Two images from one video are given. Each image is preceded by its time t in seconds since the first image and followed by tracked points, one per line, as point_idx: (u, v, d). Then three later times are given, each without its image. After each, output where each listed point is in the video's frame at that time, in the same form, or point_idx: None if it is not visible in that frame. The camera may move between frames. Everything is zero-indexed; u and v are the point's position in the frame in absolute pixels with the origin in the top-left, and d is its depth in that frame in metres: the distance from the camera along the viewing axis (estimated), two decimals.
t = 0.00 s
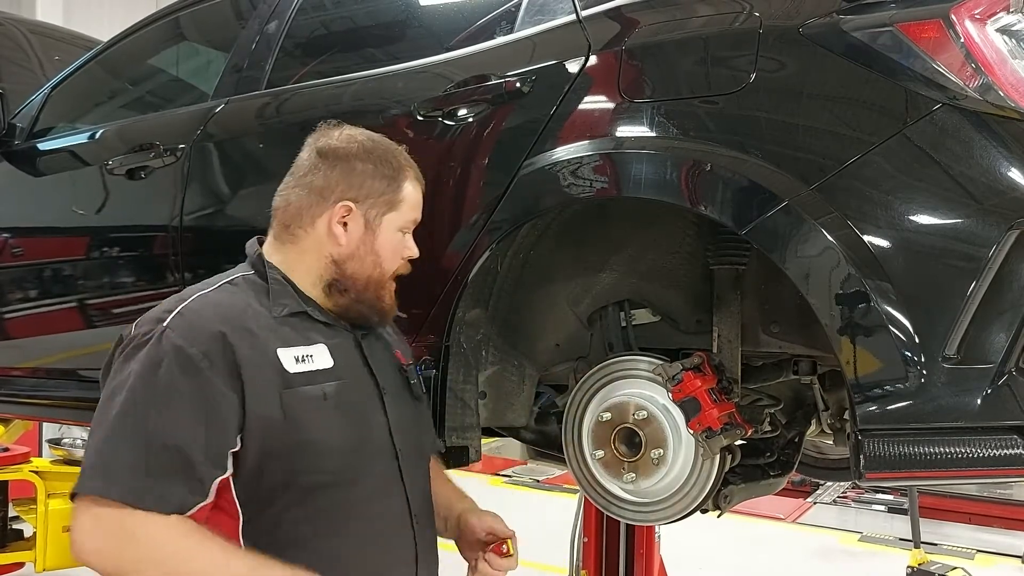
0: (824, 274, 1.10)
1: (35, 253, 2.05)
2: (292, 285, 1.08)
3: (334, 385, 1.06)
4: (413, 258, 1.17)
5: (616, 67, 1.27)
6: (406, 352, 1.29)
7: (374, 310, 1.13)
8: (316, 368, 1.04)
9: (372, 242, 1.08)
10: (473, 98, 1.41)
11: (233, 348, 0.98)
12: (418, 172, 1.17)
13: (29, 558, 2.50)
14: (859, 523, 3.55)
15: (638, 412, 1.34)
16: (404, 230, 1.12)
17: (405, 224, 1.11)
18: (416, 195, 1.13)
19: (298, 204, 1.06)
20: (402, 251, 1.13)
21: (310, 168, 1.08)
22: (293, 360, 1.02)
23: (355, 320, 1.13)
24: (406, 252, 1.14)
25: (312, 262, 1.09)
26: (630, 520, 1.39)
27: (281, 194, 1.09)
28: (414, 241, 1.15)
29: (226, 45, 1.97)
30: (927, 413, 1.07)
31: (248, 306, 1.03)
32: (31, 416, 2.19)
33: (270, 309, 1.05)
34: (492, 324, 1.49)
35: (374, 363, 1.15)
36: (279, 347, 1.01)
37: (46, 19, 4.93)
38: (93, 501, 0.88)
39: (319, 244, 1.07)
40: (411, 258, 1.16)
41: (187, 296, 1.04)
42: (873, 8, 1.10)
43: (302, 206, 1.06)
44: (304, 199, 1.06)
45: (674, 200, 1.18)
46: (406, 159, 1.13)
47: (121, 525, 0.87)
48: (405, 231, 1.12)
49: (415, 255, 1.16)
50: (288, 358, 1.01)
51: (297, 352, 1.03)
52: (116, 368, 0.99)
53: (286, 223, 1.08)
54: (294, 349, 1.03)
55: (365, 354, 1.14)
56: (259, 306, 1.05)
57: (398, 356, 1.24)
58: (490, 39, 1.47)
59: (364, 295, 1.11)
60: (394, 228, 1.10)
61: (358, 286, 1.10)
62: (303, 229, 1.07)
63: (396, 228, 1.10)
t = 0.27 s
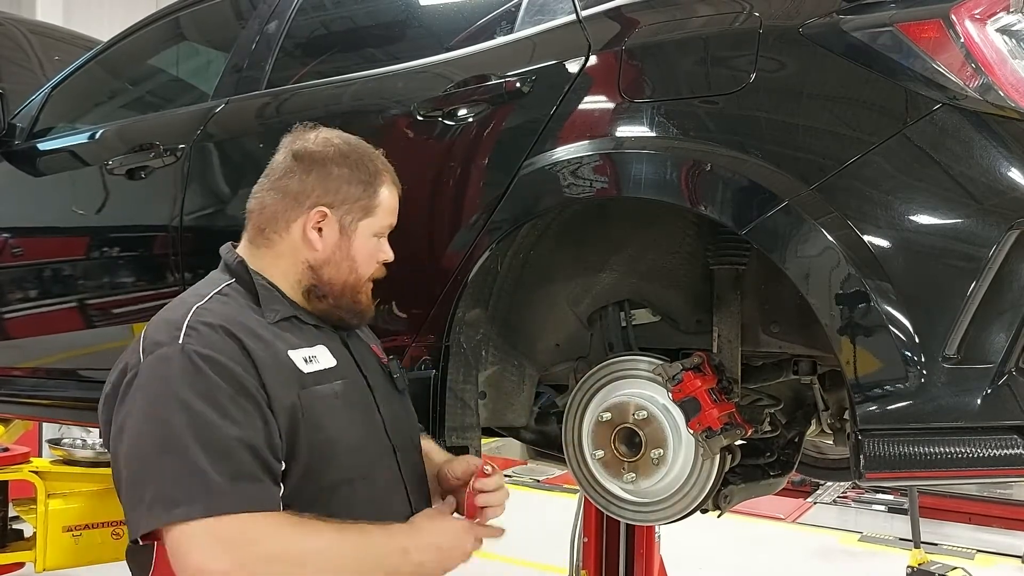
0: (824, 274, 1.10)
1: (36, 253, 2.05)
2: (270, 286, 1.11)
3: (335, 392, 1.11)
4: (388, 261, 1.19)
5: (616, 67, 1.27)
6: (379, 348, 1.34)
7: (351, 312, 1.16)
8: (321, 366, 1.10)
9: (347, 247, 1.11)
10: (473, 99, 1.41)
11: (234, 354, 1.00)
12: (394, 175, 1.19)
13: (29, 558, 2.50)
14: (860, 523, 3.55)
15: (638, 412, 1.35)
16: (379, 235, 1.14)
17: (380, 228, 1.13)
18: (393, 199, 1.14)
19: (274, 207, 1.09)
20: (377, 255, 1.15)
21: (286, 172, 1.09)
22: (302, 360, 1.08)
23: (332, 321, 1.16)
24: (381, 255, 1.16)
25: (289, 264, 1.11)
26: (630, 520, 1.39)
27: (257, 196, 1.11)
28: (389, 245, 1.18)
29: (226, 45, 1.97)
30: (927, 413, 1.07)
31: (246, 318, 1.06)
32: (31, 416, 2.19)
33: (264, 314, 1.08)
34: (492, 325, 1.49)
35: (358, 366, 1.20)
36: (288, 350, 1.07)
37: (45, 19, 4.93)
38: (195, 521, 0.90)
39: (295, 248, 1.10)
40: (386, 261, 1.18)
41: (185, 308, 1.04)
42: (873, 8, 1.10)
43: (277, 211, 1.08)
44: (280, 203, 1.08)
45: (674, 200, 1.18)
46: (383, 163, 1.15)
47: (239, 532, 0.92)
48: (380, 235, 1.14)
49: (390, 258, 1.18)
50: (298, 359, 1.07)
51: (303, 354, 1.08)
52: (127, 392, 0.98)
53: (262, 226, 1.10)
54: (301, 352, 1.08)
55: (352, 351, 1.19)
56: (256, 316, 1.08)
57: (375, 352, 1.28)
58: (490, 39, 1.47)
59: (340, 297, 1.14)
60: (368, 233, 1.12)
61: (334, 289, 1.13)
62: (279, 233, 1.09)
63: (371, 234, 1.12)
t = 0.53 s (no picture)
0: (824, 274, 1.10)
1: (36, 253, 2.05)
2: (263, 305, 1.10)
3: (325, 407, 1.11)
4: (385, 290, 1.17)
5: (616, 67, 1.27)
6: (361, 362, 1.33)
7: (341, 338, 1.16)
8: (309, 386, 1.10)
9: (345, 282, 1.09)
10: (473, 99, 1.41)
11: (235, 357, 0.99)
12: (402, 204, 1.15)
13: (29, 558, 2.50)
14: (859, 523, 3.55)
15: (638, 413, 1.35)
16: (379, 271, 1.11)
17: (381, 266, 1.11)
18: (397, 236, 1.11)
19: (277, 233, 1.05)
20: (373, 288, 1.14)
21: (294, 198, 1.05)
22: (291, 382, 1.07)
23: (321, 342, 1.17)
24: (377, 287, 1.14)
25: (284, 287, 1.10)
26: (629, 520, 1.39)
27: (261, 217, 1.07)
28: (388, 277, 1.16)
29: (226, 45, 1.97)
30: (927, 413, 1.07)
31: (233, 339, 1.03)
32: (31, 416, 2.19)
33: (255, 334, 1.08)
34: (492, 325, 1.49)
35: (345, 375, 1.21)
36: (278, 372, 1.06)
37: (45, 19, 4.93)
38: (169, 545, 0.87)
39: (293, 277, 1.08)
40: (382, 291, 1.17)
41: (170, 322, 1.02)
42: (873, 8, 1.10)
43: (280, 241, 1.05)
44: (284, 231, 1.04)
45: (674, 200, 1.18)
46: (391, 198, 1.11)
47: (199, 564, 0.88)
48: (379, 271, 1.12)
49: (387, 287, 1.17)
50: (288, 381, 1.06)
51: (291, 375, 1.08)
52: (104, 409, 0.96)
53: (262, 249, 1.07)
54: (289, 372, 1.08)
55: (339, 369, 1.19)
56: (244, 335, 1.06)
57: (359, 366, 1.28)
58: (490, 39, 1.47)
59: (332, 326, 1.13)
60: (369, 272, 1.10)
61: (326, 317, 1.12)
62: (278, 261, 1.07)
63: (371, 272, 1.10)
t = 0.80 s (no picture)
0: (824, 274, 1.10)
1: (35, 253, 2.05)
2: (244, 318, 1.10)
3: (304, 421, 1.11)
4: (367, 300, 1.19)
5: (616, 67, 1.27)
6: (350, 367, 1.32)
7: (324, 352, 1.16)
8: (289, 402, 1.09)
9: (328, 293, 1.10)
10: (472, 99, 1.41)
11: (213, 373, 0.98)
12: (385, 214, 1.16)
13: (29, 558, 2.50)
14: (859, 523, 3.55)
15: (638, 413, 1.34)
16: (363, 282, 1.13)
17: (364, 277, 1.12)
18: (381, 247, 1.13)
19: (260, 245, 1.05)
20: (356, 300, 1.15)
21: (278, 210, 1.05)
22: (269, 401, 1.07)
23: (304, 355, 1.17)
24: (361, 298, 1.16)
25: (267, 300, 1.10)
26: (629, 520, 1.39)
27: (243, 228, 1.07)
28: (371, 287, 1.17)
29: (225, 45, 1.97)
30: (927, 413, 1.07)
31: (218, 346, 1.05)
32: (31, 416, 2.19)
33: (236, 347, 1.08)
34: (491, 326, 1.49)
35: (328, 384, 1.21)
36: (255, 390, 1.05)
37: (44, 19, 4.93)
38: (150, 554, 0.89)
39: (276, 289, 1.08)
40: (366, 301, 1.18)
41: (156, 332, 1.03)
42: (873, 8, 1.10)
43: (264, 253, 1.05)
44: (268, 243, 1.05)
45: (674, 200, 1.18)
46: (375, 209, 1.12)
47: None
48: (362, 283, 1.13)
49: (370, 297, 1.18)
50: (265, 400, 1.06)
51: (270, 393, 1.07)
52: (79, 417, 0.98)
53: (245, 261, 1.07)
54: (268, 389, 1.07)
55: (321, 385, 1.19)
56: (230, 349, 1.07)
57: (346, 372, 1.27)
58: (490, 39, 1.47)
59: (315, 339, 1.14)
60: (353, 283, 1.11)
61: (310, 330, 1.12)
62: (262, 273, 1.07)
63: (355, 283, 1.11)
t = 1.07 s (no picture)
0: (824, 274, 1.10)
1: (35, 253, 2.05)
2: (230, 318, 1.10)
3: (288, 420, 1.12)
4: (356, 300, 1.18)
5: (616, 67, 1.27)
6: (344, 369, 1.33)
7: (311, 353, 1.16)
8: (271, 401, 1.09)
9: (314, 293, 1.10)
10: (472, 99, 1.41)
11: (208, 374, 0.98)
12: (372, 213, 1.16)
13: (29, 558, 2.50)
14: (859, 523, 3.55)
15: (638, 413, 1.34)
16: (350, 282, 1.13)
17: (350, 277, 1.12)
18: (368, 247, 1.13)
19: (245, 245, 1.06)
20: (344, 300, 1.15)
21: (263, 209, 1.05)
22: (251, 399, 1.07)
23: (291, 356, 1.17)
24: (349, 298, 1.15)
25: (252, 300, 1.10)
26: (629, 520, 1.39)
27: (229, 228, 1.08)
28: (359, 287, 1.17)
29: (225, 44, 1.97)
30: (927, 414, 1.07)
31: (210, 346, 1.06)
32: (31, 416, 2.18)
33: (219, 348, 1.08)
34: (491, 326, 1.49)
35: (317, 384, 1.21)
36: (237, 387, 1.05)
37: (45, 18, 4.93)
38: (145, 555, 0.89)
39: (262, 289, 1.08)
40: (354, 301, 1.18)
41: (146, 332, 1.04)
42: (873, 8, 1.10)
43: (248, 252, 1.06)
44: (253, 242, 1.05)
45: (674, 200, 1.18)
46: (361, 208, 1.12)
47: None
48: (349, 283, 1.13)
49: (359, 297, 1.18)
50: (247, 398, 1.06)
51: (252, 391, 1.07)
52: (63, 417, 0.98)
53: (231, 261, 1.08)
54: (251, 388, 1.07)
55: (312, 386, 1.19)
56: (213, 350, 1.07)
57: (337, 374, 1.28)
58: (490, 39, 1.47)
59: (301, 339, 1.13)
60: (338, 283, 1.11)
61: (297, 331, 1.12)
62: (248, 272, 1.07)
63: (341, 282, 1.11)
